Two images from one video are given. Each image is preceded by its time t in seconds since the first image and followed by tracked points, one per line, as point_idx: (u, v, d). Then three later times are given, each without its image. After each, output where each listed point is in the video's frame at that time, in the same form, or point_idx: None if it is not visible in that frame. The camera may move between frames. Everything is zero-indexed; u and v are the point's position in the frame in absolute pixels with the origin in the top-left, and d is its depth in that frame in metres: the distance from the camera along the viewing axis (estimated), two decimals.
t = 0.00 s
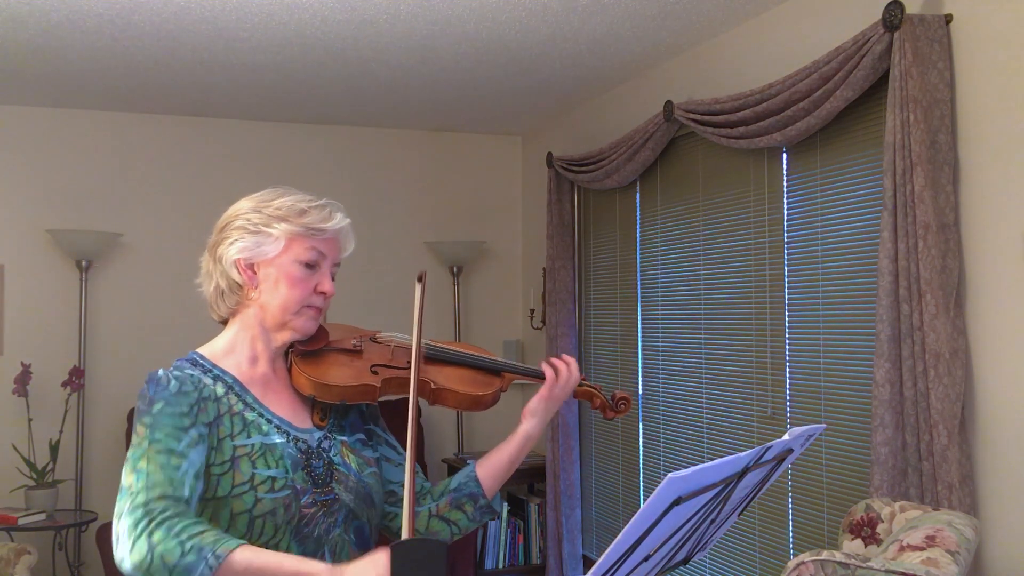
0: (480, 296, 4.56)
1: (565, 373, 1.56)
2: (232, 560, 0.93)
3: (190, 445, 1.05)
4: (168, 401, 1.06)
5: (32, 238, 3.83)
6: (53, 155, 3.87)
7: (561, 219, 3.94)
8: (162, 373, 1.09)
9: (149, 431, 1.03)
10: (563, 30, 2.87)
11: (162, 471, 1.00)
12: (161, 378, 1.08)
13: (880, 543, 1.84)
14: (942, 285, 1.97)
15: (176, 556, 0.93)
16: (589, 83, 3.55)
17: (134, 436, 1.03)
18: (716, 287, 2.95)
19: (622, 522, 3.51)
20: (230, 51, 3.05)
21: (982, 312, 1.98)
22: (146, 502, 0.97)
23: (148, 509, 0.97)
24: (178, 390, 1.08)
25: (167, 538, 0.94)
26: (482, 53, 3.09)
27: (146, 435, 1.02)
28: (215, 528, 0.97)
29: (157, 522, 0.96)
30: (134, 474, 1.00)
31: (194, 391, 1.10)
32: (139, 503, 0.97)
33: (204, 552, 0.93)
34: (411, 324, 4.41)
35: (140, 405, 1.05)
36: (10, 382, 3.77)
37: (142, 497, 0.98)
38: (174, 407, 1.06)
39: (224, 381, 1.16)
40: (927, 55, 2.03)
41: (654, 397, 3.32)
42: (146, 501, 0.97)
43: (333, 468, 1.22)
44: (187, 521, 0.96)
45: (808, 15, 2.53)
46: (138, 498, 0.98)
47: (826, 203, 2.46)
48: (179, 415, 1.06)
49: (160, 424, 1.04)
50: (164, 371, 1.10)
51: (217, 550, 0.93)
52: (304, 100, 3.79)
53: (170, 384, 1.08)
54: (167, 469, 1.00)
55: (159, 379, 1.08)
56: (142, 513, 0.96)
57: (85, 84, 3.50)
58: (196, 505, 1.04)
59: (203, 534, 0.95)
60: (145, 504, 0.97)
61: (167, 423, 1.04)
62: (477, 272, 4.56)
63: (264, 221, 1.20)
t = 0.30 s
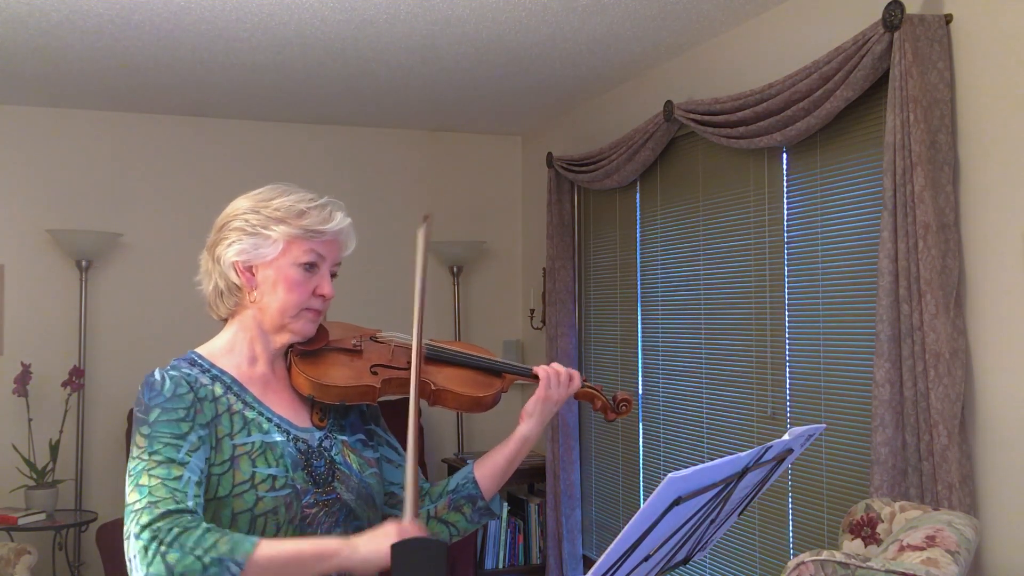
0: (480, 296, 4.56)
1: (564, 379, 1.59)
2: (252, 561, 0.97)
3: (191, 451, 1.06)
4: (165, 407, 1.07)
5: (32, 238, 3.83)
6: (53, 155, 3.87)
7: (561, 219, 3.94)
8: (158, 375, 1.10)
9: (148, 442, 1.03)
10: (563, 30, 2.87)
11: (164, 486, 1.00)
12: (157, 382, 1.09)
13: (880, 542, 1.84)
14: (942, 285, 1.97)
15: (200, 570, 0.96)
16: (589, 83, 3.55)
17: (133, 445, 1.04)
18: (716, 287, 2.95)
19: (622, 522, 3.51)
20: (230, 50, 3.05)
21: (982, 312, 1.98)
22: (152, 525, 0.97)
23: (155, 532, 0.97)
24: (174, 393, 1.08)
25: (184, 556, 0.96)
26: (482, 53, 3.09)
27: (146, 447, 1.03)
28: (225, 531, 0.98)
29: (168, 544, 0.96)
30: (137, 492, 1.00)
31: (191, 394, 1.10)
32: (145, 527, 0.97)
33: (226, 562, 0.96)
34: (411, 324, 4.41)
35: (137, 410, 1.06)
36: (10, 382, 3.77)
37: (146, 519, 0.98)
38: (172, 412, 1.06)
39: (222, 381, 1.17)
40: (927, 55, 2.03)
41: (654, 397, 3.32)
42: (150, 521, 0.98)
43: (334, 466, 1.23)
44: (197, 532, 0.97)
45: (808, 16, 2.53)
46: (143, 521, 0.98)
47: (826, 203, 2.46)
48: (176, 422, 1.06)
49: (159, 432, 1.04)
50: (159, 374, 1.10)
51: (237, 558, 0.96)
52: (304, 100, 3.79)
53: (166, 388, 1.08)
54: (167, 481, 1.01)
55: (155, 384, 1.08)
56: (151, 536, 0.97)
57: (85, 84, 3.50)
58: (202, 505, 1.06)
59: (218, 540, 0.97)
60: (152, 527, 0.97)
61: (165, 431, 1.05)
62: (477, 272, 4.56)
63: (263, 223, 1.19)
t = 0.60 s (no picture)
0: (480, 297, 4.56)
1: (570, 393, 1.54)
2: (279, 547, 1.02)
3: (202, 465, 1.08)
4: (167, 423, 1.07)
5: (32, 238, 3.83)
6: (53, 156, 3.87)
7: (562, 219, 3.94)
8: (156, 387, 1.10)
9: (158, 463, 1.05)
10: (563, 30, 2.86)
11: (181, 507, 1.03)
12: (155, 394, 1.08)
13: (880, 542, 1.84)
14: (943, 285, 1.97)
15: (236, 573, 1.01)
16: (589, 83, 3.55)
17: (141, 467, 1.05)
18: (716, 288, 2.94)
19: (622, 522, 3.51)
20: (230, 50, 3.05)
21: (982, 312, 1.98)
22: (180, 550, 1.01)
23: (186, 557, 1.01)
24: (174, 407, 1.09)
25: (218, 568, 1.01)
26: (482, 53, 3.09)
27: (157, 469, 1.05)
28: (243, 529, 1.02)
29: (203, 565, 1.01)
30: (157, 519, 1.03)
31: (190, 405, 1.11)
32: (175, 553, 1.01)
33: (258, 556, 1.01)
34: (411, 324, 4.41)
35: (139, 426, 1.07)
36: (10, 382, 3.77)
37: (173, 546, 1.01)
38: (176, 428, 1.07)
39: (221, 387, 1.17)
40: (927, 55, 2.03)
41: (654, 397, 3.32)
42: (176, 544, 1.01)
43: (334, 472, 1.23)
44: (221, 539, 1.02)
45: (808, 16, 2.53)
46: (172, 549, 1.01)
47: (826, 202, 2.46)
48: (181, 439, 1.07)
49: (167, 451, 1.06)
50: (157, 385, 1.10)
51: (267, 549, 1.01)
52: (304, 100, 3.79)
53: (165, 402, 1.08)
54: (184, 502, 1.03)
55: (152, 397, 1.08)
56: (184, 562, 1.01)
57: (85, 84, 3.50)
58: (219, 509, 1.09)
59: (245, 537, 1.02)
60: (181, 553, 1.01)
61: (172, 448, 1.06)
62: (477, 272, 4.56)
63: (266, 229, 1.18)
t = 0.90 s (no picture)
0: (480, 296, 4.56)
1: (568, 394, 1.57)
2: None
3: (190, 474, 1.08)
4: (160, 427, 1.07)
5: (31, 238, 3.83)
6: (53, 155, 3.87)
7: (562, 219, 3.94)
8: (154, 388, 1.10)
9: (146, 469, 1.06)
10: (563, 30, 2.87)
11: (161, 520, 1.05)
12: (152, 397, 1.09)
13: (880, 542, 1.84)
14: (943, 285, 1.97)
15: None
16: (589, 83, 3.56)
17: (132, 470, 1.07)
18: (716, 288, 2.94)
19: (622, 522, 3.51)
20: (230, 50, 3.05)
21: (982, 311, 1.98)
22: (151, 564, 1.04)
23: (155, 570, 1.04)
24: (168, 410, 1.09)
25: None
26: (481, 53, 3.09)
27: (144, 475, 1.06)
28: (215, 558, 1.05)
29: None
30: (138, 526, 1.05)
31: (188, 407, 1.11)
32: (147, 564, 1.04)
33: None
34: (411, 324, 4.41)
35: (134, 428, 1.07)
36: (10, 382, 3.77)
37: (147, 556, 1.04)
38: (168, 433, 1.07)
39: (223, 386, 1.17)
40: (927, 55, 2.03)
41: (654, 397, 3.32)
42: (151, 556, 1.04)
43: (335, 473, 1.23)
44: (191, 562, 1.04)
45: (808, 15, 2.53)
46: (144, 560, 1.04)
47: (826, 202, 2.46)
48: (173, 443, 1.08)
49: (156, 458, 1.06)
50: (156, 387, 1.10)
51: None
52: (303, 100, 3.79)
53: (161, 405, 1.08)
54: (164, 514, 1.05)
55: (149, 399, 1.08)
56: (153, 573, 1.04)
57: (85, 84, 3.50)
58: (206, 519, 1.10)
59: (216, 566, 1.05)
60: (152, 566, 1.04)
61: (161, 455, 1.07)
62: (477, 272, 4.56)
63: (269, 229, 1.18)
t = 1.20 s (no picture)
0: (480, 296, 4.56)
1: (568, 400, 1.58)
2: (306, 481, 1.02)
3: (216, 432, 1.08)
4: (176, 397, 1.08)
5: (32, 238, 3.83)
6: (54, 156, 3.87)
7: (562, 219, 3.94)
8: (163, 370, 1.10)
9: (171, 431, 1.05)
10: (563, 30, 2.87)
11: (202, 461, 1.03)
12: (162, 375, 1.09)
13: (880, 542, 1.84)
14: (942, 285, 1.97)
15: (265, 512, 1.00)
16: (589, 83, 3.56)
17: (153, 438, 1.05)
18: (716, 288, 2.94)
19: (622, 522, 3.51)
20: (230, 50, 3.05)
21: (982, 311, 1.98)
22: (207, 496, 1.00)
23: (213, 501, 1.00)
24: (181, 386, 1.09)
25: (247, 506, 1.00)
26: (482, 53, 3.09)
27: (170, 436, 1.05)
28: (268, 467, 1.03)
29: (233, 509, 1.00)
30: (179, 476, 1.02)
31: (198, 387, 1.11)
32: (203, 499, 1.01)
33: (283, 490, 1.01)
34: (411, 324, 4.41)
35: (145, 405, 1.07)
36: (10, 382, 3.77)
37: (201, 494, 1.01)
38: (184, 404, 1.08)
39: (224, 380, 1.16)
40: (927, 55, 2.03)
41: (655, 397, 3.32)
42: (204, 491, 1.01)
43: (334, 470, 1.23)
44: (245, 481, 1.02)
45: (808, 15, 2.53)
46: (198, 497, 1.01)
47: (826, 202, 2.46)
48: (192, 412, 1.08)
49: (179, 420, 1.06)
50: (165, 368, 1.11)
51: (293, 480, 1.01)
52: (304, 100, 3.79)
53: (173, 382, 1.09)
54: (204, 457, 1.04)
55: (160, 376, 1.09)
56: (211, 508, 1.00)
57: (85, 84, 3.50)
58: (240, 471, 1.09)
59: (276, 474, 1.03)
60: (209, 498, 1.00)
61: (185, 417, 1.07)
62: (477, 272, 4.56)
63: (264, 234, 1.17)
